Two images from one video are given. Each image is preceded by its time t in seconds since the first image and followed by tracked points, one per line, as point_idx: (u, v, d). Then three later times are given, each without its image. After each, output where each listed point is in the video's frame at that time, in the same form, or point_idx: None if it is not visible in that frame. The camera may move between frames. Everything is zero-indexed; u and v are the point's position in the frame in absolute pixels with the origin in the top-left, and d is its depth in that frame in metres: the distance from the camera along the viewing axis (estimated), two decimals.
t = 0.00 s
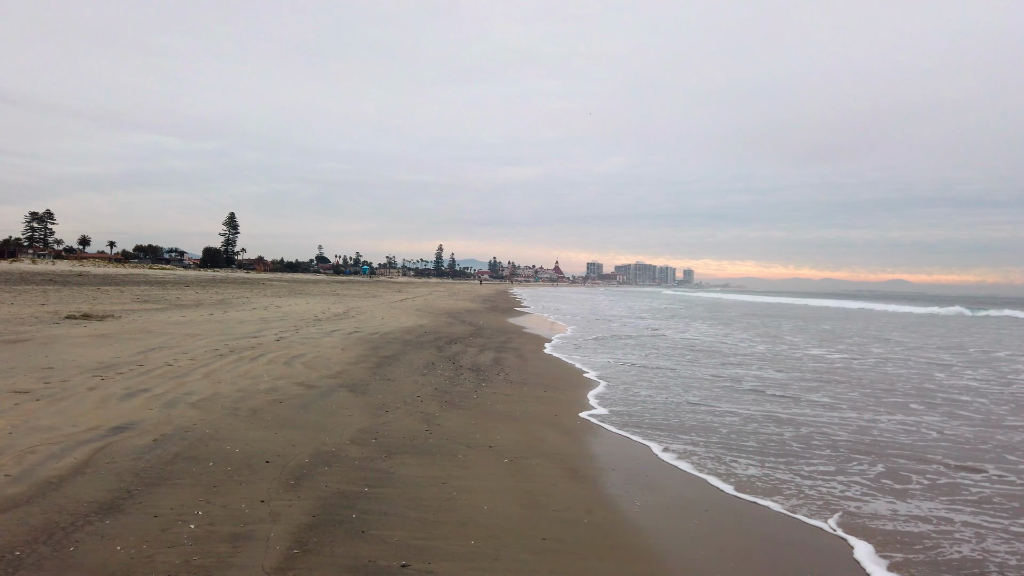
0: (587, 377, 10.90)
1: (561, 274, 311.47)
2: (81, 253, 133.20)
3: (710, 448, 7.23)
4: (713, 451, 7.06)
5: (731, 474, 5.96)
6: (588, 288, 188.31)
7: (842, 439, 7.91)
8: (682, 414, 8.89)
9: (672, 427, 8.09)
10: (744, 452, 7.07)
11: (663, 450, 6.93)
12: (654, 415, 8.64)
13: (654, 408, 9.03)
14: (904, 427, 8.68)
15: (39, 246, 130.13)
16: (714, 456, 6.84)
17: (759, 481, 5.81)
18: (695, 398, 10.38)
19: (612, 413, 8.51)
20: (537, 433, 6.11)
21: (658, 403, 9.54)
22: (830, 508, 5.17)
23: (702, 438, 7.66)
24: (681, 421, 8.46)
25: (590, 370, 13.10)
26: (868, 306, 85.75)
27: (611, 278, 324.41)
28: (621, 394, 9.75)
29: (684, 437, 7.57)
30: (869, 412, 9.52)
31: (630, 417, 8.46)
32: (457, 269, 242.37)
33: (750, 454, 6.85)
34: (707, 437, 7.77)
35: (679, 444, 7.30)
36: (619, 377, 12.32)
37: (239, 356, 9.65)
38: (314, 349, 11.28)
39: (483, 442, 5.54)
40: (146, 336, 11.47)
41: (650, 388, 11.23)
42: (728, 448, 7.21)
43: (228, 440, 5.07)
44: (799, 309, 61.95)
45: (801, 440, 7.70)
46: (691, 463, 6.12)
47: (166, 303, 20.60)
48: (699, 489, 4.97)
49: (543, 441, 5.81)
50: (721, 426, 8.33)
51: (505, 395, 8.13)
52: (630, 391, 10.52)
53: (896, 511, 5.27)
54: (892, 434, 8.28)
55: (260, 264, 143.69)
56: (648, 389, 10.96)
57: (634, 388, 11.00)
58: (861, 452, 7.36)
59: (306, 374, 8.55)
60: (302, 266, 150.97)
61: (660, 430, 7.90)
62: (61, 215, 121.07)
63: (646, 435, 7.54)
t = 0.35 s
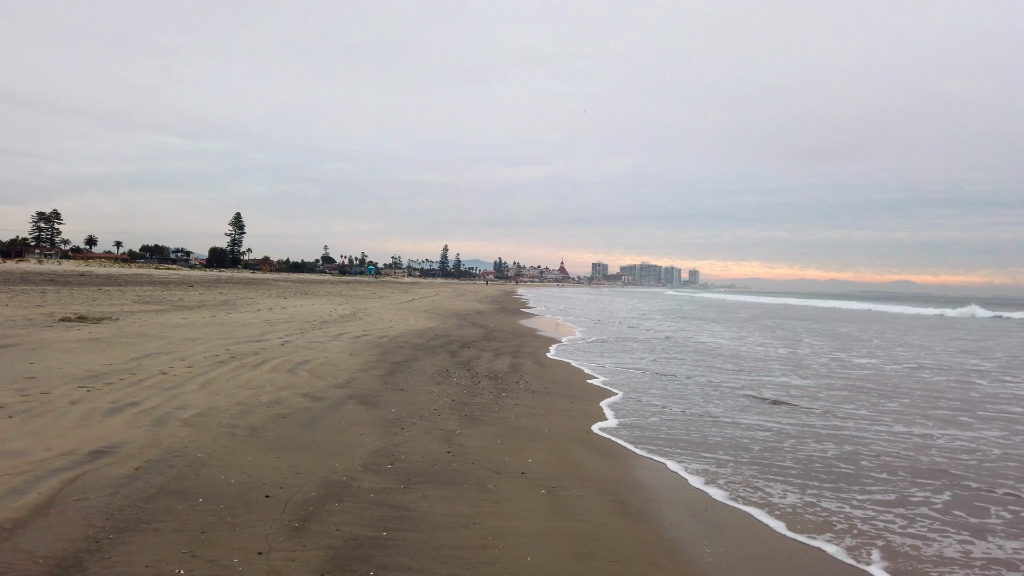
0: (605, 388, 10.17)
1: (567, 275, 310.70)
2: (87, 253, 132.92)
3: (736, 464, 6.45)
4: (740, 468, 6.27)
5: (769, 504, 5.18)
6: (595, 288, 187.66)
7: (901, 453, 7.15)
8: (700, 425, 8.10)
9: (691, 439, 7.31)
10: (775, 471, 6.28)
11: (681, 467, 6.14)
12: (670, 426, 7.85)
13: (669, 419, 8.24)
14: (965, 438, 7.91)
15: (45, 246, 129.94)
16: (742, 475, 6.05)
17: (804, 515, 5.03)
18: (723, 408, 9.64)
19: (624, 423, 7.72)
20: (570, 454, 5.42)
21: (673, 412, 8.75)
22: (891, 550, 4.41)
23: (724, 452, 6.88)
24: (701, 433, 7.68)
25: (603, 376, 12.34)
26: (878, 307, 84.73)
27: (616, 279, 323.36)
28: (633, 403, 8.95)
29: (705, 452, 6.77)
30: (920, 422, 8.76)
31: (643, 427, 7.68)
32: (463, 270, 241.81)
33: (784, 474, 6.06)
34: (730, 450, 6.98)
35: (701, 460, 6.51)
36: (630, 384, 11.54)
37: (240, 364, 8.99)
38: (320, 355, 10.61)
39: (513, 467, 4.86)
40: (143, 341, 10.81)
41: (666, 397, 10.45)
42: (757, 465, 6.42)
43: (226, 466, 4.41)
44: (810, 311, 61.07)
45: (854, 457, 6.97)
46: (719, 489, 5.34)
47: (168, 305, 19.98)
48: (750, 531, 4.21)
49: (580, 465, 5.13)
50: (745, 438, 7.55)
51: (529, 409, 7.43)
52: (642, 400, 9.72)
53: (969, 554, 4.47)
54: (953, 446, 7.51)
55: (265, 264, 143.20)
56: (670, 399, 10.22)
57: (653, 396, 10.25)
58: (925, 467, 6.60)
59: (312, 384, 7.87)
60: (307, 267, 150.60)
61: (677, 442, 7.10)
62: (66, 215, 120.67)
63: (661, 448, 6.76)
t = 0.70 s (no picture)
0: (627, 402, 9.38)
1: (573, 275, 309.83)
2: (95, 253, 133.02)
3: (784, 489, 5.63)
4: (795, 494, 5.48)
5: (837, 552, 4.33)
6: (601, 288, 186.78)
7: (978, 470, 6.37)
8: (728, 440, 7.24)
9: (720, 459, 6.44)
10: (828, 497, 5.41)
11: (728, 495, 5.36)
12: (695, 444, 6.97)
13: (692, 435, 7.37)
14: None
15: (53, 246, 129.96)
16: (795, 506, 5.22)
17: (885, 565, 4.22)
18: (763, 420, 8.87)
19: (644, 441, 6.89)
20: (620, 486, 4.69)
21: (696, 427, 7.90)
22: None
23: (762, 475, 5.98)
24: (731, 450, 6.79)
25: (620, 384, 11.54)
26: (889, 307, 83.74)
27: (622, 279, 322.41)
28: (649, 417, 8.08)
29: (751, 476, 5.99)
30: (983, 433, 8.02)
31: (664, 446, 6.81)
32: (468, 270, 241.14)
33: (850, 502, 5.29)
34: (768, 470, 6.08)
35: (748, 486, 5.72)
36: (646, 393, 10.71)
37: (243, 374, 8.29)
38: (329, 364, 9.90)
39: (558, 506, 4.14)
40: (140, 348, 10.13)
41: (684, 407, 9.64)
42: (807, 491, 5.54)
43: (223, 509, 3.70)
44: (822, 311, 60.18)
45: (920, 471, 6.22)
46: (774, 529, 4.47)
47: (171, 308, 19.33)
48: None
49: (635, 499, 4.42)
50: (787, 455, 6.72)
51: (561, 427, 6.71)
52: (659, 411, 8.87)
53: None
54: None
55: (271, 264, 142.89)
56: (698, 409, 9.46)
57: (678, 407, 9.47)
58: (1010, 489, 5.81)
59: (321, 398, 7.17)
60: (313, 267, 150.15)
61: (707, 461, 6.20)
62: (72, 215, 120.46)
63: (689, 470, 5.89)
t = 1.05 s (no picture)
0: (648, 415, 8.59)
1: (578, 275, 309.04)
2: (100, 253, 132.82)
3: (860, 524, 4.78)
4: (874, 531, 4.64)
5: None
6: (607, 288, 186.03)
7: None
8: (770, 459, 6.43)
9: (765, 484, 5.62)
10: (908, 534, 4.61)
11: (794, 534, 4.52)
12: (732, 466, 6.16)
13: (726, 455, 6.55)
14: None
15: (58, 246, 129.83)
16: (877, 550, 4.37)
17: None
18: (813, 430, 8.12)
19: (688, 466, 6.09)
20: (687, 530, 4.01)
21: (729, 444, 7.09)
22: None
23: (819, 503, 5.18)
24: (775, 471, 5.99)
25: (637, 392, 10.78)
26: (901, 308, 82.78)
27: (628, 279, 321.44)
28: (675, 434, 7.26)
29: (817, 504, 5.15)
30: None
31: (698, 470, 6.00)
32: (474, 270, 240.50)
33: (943, 543, 4.44)
34: (826, 496, 5.30)
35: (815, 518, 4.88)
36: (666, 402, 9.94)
37: (246, 387, 7.63)
38: (338, 374, 9.23)
39: (617, 564, 3.40)
40: (137, 356, 9.47)
41: (709, 417, 8.86)
42: (879, 524, 4.77)
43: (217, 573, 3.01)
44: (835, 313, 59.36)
45: (1010, 501, 5.36)
46: None
47: (173, 310, 18.72)
48: None
49: (712, 549, 3.74)
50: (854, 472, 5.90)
51: (601, 450, 6.00)
52: (682, 425, 8.06)
53: None
54: None
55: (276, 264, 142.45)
56: (731, 421, 8.71)
57: (704, 419, 8.69)
58: None
59: (332, 416, 6.49)
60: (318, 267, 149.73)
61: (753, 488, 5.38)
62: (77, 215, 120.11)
63: (739, 504, 5.06)
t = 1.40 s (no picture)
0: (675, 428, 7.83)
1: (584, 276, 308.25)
2: (106, 253, 132.62)
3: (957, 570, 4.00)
4: None
5: None
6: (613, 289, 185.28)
7: None
8: (824, 479, 5.68)
9: (828, 513, 4.86)
10: None
11: None
12: (784, 489, 5.40)
13: (774, 476, 5.79)
14: None
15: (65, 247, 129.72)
16: None
17: None
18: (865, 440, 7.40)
19: (736, 492, 5.34)
20: None
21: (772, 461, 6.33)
22: None
23: (902, 539, 4.40)
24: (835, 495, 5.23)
25: (658, 397, 10.04)
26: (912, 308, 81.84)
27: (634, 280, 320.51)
28: (711, 454, 6.49)
29: (898, 539, 4.37)
30: None
31: (745, 496, 5.24)
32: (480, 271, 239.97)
33: None
34: (905, 528, 4.55)
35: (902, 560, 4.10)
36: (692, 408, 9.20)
37: (246, 401, 6.96)
38: (346, 384, 8.57)
39: None
40: (129, 364, 8.81)
41: (741, 425, 8.11)
42: (978, 569, 4.01)
43: None
44: (846, 314, 58.58)
45: None
46: None
47: (174, 312, 18.09)
48: None
49: None
50: (932, 501, 5.14)
51: (642, 475, 5.32)
52: (714, 439, 7.29)
53: None
54: None
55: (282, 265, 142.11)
56: (769, 427, 7.99)
57: (737, 428, 7.95)
58: None
59: (339, 435, 5.81)
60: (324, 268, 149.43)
61: (818, 520, 4.62)
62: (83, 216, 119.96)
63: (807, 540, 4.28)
